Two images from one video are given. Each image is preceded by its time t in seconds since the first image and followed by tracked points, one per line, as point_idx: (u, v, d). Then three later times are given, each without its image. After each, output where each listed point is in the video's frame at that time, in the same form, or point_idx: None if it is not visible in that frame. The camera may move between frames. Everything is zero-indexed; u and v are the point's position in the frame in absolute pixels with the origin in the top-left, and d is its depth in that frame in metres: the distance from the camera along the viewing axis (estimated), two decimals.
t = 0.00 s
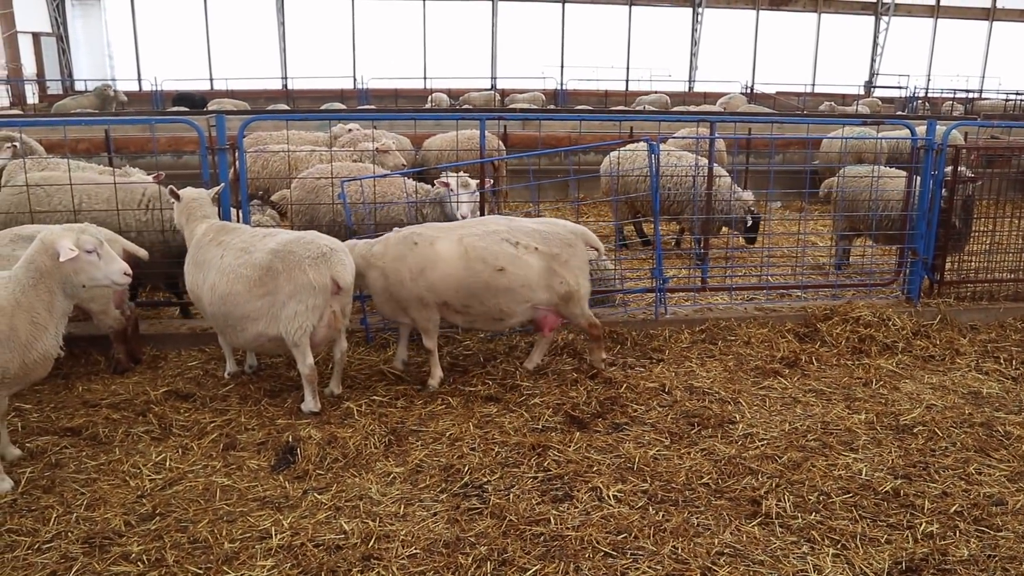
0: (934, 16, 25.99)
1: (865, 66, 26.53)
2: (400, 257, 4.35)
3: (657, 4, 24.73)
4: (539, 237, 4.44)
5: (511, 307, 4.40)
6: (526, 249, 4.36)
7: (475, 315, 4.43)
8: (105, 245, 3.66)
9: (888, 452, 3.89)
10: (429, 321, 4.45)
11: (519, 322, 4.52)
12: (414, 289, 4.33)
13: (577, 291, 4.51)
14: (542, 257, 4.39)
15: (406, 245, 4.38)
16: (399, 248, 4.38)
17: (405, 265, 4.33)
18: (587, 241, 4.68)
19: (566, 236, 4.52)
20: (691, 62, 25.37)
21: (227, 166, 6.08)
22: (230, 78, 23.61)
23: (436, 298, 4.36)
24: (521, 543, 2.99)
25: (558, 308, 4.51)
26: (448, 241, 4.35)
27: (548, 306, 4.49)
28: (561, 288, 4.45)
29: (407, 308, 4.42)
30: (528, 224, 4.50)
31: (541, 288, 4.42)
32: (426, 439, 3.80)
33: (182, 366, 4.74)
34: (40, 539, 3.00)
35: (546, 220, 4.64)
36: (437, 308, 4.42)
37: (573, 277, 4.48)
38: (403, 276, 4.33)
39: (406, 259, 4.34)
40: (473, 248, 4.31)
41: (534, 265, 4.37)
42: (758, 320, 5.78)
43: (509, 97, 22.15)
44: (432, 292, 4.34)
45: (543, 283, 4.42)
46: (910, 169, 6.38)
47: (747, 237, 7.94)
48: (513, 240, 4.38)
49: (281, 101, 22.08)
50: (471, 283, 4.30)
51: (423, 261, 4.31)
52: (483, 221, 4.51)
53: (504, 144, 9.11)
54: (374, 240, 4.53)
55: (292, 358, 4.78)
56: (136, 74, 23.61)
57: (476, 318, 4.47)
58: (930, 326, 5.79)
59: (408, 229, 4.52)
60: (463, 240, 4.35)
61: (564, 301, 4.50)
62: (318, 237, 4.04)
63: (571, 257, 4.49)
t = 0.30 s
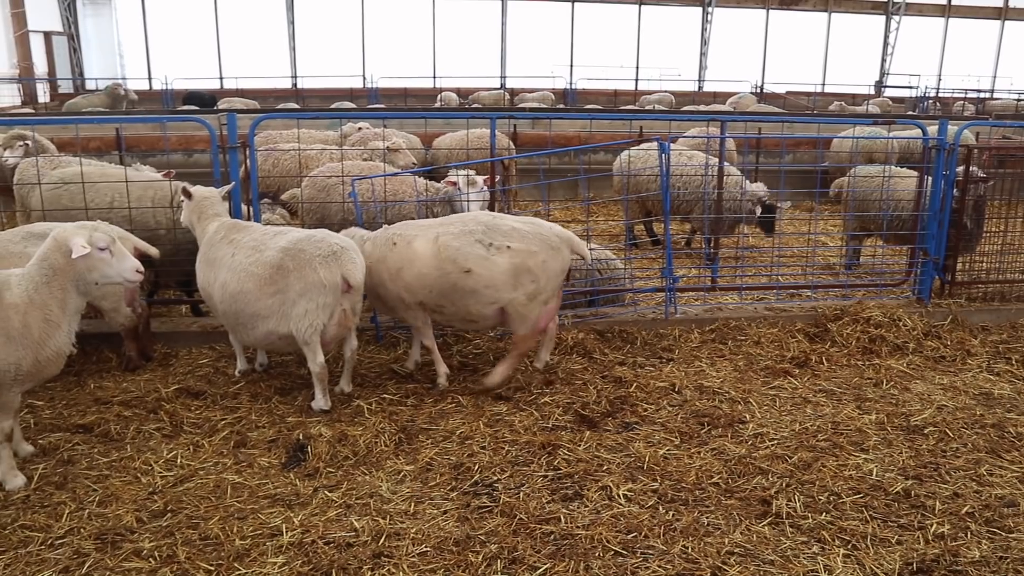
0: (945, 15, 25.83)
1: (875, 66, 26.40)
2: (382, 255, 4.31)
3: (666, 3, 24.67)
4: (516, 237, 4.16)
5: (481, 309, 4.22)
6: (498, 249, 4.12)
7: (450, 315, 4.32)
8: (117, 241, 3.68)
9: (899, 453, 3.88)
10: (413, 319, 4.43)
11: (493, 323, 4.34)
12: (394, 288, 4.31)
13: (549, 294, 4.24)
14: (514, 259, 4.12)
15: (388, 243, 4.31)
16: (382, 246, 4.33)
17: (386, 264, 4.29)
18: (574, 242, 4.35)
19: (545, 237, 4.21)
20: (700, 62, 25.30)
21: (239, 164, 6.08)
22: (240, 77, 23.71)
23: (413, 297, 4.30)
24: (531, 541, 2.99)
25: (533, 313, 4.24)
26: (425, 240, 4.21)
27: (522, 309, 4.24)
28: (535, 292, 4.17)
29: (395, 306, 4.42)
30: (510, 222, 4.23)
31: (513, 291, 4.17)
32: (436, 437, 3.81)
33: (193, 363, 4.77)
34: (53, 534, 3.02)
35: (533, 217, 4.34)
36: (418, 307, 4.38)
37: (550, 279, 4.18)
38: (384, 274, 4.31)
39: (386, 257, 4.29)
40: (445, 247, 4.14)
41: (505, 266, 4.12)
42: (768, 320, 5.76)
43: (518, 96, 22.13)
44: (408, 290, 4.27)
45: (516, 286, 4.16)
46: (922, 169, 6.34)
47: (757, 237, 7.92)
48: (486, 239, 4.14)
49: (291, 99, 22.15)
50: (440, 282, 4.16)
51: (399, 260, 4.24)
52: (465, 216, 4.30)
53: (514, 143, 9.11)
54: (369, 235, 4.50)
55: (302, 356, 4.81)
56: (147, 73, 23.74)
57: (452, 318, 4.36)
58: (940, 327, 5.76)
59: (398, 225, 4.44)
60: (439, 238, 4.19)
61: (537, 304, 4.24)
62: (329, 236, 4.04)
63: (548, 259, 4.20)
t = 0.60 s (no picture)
0: (961, 15, 25.61)
1: (889, 65, 26.21)
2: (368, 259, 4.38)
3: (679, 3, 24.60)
4: (489, 246, 4.05)
5: (452, 319, 4.20)
6: (467, 260, 4.04)
7: (427, 322, 4.35)
8: (133, 239, 3.71)
9: (914, 454, 3.85)
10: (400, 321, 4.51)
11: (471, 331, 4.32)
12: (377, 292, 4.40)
13: (525, 305, 4.10)
14: (482, 270, 4.03)
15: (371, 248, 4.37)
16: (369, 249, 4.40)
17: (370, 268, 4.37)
18: (559, 251, 4.11)
19: (520, 246, 4.06)
20: (713, 61, 25.20)
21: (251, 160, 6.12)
22: (254, 77, 23.84)
23: (394, 302, 4.37)
24: (544, 539, 2.99)
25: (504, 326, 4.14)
26: (400, 248, 4.23)
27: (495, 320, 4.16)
28: (505, 304, 4.06)
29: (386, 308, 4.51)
30: (487, 229, 4.11)
31: (483, 302, 4.10)
32: (449, 435, 3.81)
33: (207, 360, 4.80)
34: (69, 529, 3.05)
35: (517, 225, 4.18)
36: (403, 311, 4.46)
37: (521, 291, 4.05)
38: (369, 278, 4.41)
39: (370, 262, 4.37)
40: (416, 257, 4.15)
41: (473, 278, 4.05)
42: (782, 320, 5.73)
43: (530, 95, 22.13)
44: (389, 296, 4.35)
45: (487, 297, 4.09)
46: (937, 169, 6.27)
47: (771, 236, 7.88)
48: (458, 249, 4.08)
49: (304, 98, 22.24)
50: (415, 293, 4.20)
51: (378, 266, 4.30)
52: (449, 222, 4.25)
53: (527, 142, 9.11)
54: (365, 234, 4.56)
55: (316, 354, 4.83)
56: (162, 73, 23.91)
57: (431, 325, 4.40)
58: (956, 328, 5.71)
59: (388, 227, 4.45)
60: (413, 247, 4.19)
61: (512, 315, 4.11)
62: (342, 234, 4.05)
63: (522, 270, 4.04)
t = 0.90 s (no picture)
0: (977, 13, 25.38)
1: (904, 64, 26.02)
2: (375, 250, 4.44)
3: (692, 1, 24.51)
4: (482, 241, 4.00)
5: (443, 313, 4.17)
6: (460, 253, 4.01)
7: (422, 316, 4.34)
8: (149, 236, 3.73)
9: (928, 455, 3.83)
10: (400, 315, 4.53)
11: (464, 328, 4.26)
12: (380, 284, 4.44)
13: (515, 306, 4.01)
14: (473, 265, 3.98)
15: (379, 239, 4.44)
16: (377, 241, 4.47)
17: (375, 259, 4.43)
18: (553, 253, 4.02)
19: (513, 244, 3.99)
20: (726, 60, 25.08)
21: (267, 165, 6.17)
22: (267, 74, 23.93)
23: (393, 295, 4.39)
24: (557, 538, 2.99)
25: (492, 323, 4.07)
26: (402, 239, 4.27)
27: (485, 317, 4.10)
28: (493, 301, 4.00)
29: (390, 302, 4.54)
30: (485, 224, 4.07)
31: (472, 298, 4.06)
32: (461, 433, 3.82)
33: (220, 357, 4.83)
34: (85, 523, 3.08)
35: (516, 223, 4.12)
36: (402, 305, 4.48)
37: (510, 289, 3.97)
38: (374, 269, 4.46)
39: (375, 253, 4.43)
40: (413, 248, 4.17)
41: (463, 272, 4.00)
42: (795, 320, 5.71)
43: (542, 93, 22.11)
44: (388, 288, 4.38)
45: (477, 293, 4.04)
46: (953, 168, 6.20)
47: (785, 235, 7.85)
48: (453, 241, 4.05)
49: (316, 96, 22.30)
50: (409, 284, 4.19)
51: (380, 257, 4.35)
52: (451, 216, 4.23)
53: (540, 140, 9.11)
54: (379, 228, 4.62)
55: (329, 351, 4.85)
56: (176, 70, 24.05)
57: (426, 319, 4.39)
58: (971, 328, 5.66)
59: (400, 221, 4.51)
60: (413, 238, 4.22)
61: (503, 315, 4.04)
62: (355, 231, 4.06)
63: (513, 268, 3.96)
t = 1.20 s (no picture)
0: (991, 13, 25.16)
1: (917, 64, 25.85)
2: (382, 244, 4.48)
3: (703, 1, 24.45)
4: (483, 241, 3.99)
5: (439, 310, 4.18)
6: (460, 252, 4.01)
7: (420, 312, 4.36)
8: (163, 236, 3.73)
9: (939, 456, 3.80)
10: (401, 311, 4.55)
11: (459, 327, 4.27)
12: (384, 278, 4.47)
13: (511, 308, 4.02)
14: (472, 264, 3.97)
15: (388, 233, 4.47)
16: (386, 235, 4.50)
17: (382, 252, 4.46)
18: (553, 259, 3.98)
19: (512, 247, 3.97)
20: (737, 59, 24.99)
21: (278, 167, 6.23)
22: (278, 73, 24.03)
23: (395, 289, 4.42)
24: (565, 537, 2.99)
25: (486, 324, 4.08)
26: (408, 234, 4.30)
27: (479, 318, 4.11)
28: (488, 302, 4.00)
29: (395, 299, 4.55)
30: (488, 224, 4.05)
31: (468, 297, 4.06)
32: (470, 432, 3.82)
33: (230, 354, 4.85)
34: (95, 519, 3.10)
35: (520, 225, 4.08)
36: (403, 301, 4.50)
37: (505, 292, 3.97)
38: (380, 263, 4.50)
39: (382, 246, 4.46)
40: (416, 244, 4.19)
41: (461, 271, 4.00)
42: (805, 320, 5.68)
43: (553, 92, 22.09)
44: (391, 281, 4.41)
45: (473, 293, 4.04)
46: (965, 168, 6.15)
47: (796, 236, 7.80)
48: (455, 240, 4.05)
49: (328, 95, 22.37)
50: (409, 278, 4.20)
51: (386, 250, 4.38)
52: (459, 214, 4.24)
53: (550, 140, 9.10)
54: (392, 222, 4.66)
55: (338, 350, 4.86)
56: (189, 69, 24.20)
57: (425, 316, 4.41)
58: (983, 330, 5.62)
59: (412, 217, 4.54)
60: (418, 234, 4.24)
61: (497, 317, 4.04)
62: (364, 230, 4.07)
63: (511, 271, 3.95)
